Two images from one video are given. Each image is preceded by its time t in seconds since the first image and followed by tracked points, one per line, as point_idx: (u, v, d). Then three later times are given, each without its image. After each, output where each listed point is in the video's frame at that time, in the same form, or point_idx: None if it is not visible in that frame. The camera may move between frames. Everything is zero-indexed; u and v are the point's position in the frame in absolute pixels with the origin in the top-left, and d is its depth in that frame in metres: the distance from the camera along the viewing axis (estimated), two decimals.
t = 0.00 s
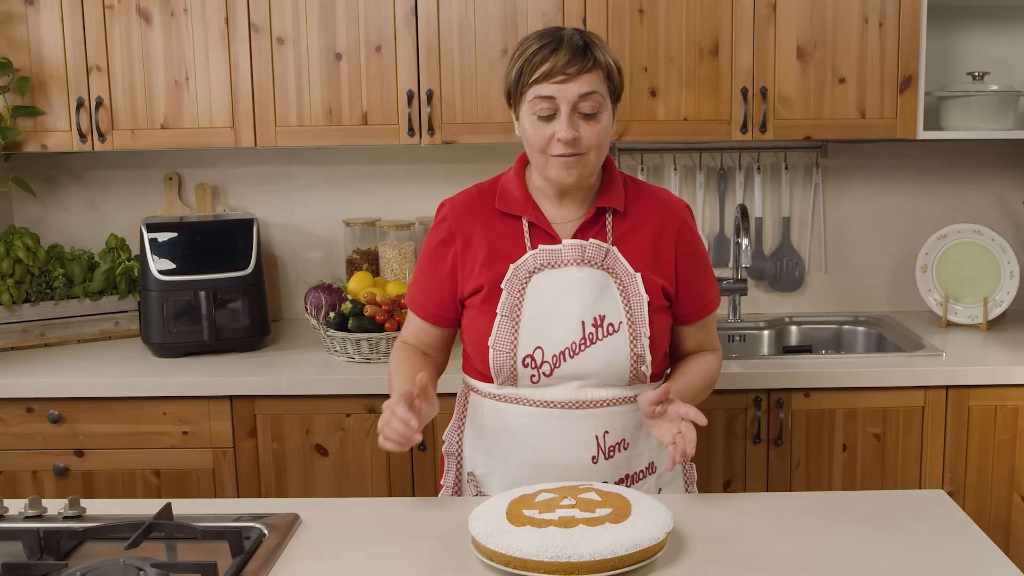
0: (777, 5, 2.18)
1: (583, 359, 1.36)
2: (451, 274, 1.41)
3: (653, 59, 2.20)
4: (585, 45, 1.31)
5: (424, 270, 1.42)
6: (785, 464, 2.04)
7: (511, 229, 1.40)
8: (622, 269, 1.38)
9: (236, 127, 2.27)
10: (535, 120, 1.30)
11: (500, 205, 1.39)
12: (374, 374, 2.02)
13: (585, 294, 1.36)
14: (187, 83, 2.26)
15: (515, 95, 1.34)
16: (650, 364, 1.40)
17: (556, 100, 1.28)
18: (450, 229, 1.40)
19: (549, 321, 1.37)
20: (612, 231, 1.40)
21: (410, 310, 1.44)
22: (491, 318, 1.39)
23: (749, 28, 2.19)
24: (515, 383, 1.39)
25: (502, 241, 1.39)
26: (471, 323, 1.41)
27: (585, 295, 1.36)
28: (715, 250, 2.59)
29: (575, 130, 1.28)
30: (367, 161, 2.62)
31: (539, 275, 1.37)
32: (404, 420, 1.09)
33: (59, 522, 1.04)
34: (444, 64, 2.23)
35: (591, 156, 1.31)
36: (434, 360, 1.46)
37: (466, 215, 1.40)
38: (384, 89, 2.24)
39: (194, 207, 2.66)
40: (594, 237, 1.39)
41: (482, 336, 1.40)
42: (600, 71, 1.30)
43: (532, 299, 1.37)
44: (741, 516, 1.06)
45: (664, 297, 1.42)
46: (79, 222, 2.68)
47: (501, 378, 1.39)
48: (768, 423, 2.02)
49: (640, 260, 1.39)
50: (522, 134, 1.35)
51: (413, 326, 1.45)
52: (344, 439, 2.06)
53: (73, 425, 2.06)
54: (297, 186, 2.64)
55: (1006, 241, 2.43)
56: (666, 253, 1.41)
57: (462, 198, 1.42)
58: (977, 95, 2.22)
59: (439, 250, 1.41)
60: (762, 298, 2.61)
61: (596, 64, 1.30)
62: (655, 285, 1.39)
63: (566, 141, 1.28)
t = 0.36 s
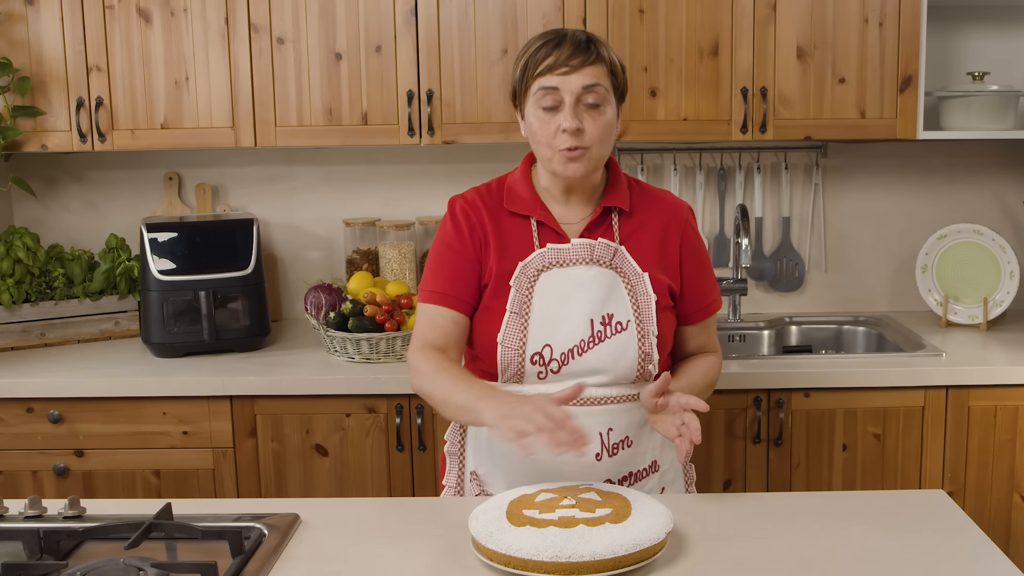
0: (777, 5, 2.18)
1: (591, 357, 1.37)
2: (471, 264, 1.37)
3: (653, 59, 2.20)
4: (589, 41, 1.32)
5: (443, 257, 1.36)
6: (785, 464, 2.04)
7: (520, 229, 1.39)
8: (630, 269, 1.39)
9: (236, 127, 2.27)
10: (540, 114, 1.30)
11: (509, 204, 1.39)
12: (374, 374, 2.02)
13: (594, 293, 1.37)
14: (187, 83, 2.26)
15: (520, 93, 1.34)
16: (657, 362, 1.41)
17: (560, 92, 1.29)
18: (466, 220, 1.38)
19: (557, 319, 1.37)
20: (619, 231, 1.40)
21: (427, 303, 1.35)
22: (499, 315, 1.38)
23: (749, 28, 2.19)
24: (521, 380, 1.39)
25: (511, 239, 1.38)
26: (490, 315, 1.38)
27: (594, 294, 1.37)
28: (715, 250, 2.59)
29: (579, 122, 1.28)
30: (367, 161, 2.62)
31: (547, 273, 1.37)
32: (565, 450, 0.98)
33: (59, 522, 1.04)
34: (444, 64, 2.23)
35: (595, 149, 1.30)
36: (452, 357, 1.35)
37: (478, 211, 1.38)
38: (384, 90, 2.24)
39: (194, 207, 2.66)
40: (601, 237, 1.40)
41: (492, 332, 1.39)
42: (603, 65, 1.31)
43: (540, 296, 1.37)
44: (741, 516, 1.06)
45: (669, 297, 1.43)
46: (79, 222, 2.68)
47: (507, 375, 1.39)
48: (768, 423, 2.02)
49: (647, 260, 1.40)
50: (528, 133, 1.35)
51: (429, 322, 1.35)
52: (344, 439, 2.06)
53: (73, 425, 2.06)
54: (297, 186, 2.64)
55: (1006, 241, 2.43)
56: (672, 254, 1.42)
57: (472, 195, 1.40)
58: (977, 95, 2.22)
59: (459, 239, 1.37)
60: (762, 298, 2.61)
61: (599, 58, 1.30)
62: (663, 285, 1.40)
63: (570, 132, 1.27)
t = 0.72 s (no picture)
0: (777, 5, 2.18)
1: (585, 356, 1.36)
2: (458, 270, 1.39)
3: (653, 59, 2.20)
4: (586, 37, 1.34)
5: (429, 266, 1.39)
6: (785, 464, 2.04)
7: (516, 229, 1.40)
8: (626, 268, 1.39)
9: (236, 127, 2.27)
10: (542, 107, 1.31)
11: (505, 204, 1.40)
12: (374, 374, 2.02)
13: (588, 292, 1.37)
14: (187, 83, 2.26)
15: (520, 89, 1.35)
16: (652, 363, 1.40)
17: (562, 84, 1.30)
18: (457, 225, 1.39)
19: (552, 318, 1.37)
20: (617, 230, 1.41)
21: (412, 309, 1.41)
22: (494, 315, 1.39)
23: (749, 28, 2.19)
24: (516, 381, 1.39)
25: (506, 239, 1.39)
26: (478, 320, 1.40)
27: (587, 293, 1.37)
28: (715, 250, 2.59)
29: (583, 112, 1.29)
30: (367, 161, 2.62)
31: (542, 273, 1.38)
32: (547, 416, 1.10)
33: (59, 522, 1.04)
34: (443, 64, 2.23)
35: (599, 140, 1.30)
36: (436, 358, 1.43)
37: (472, 213, 1.40)
38: (384, 90, 2.24)
39: (194, 207, 2.66)
40: (598, 236, 1.40)
41: (485, 334, 1.39)
42: (602, 58, 1.33)
43: (534, 295, 1.37)
44: (741, 517, 1.06)
45: (667, 297, 1.43)
46: (79, 222, 2.68)
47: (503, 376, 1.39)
48: (768, 423, 2.02)
49: (644, 259, 1.40)
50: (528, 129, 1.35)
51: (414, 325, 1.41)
52: (344, 439, 2.06)
53: (73, 425, 2.06)
54: (297, 186, 2.64)
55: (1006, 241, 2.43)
56: (670, 254, 1.42)
57: (468, 197, 1.41)
58: (977, 95, 2.22)
59: (447, 247, 1.39)
60: (762, 298, 2.61)
61: (598, 51, 1.32)
62: (659, 284, 1.40)
63: (575, 121, 1.28)
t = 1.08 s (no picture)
0: (777, 5, 2.18)
1: (586, 357, 1.37)
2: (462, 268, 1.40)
3: (653, 59, 2.20)
4: (591, 45, 1.31)
5: (432, 263, 1.39)
6: (785, 464, 2.04)
7: (519, 229, 1.40)
8: (628, 269, 1.39)
9: (236, 127, 2.27)
10: (543, 122, 1.31)
11: (507, 204, 1.40)
12: (374, 374, 2.02)
13: (590, 294, 1.37)
14: (187, 83, 2.26)
15: (522, 97, 1.33)
16: (654, 363, 1.40)
17: (564, 102, 1.29)
18: (460, 224, 1.39)
19: (553, 319, 1.37)
20: (619, 231, 1.40)
21: (414, 308, 1.40)
22: (496, 315, 1.39)
23: (749, 28, 2.19)
24: (517, 381, 1.40)
25: (508, 239, 1.39)
26: (483, 318, 1.40)
27: (589, 294, 1.37)
28: (715, 250, 2.59)
29: (583, 132, 1.29)
30: (367, 161, 2.62)
31: (544, 274, 1.38)
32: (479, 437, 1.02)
33: (59, 522, 1.04)
34: (444, 64, 2.23)
35: (599, 157, 1.31)
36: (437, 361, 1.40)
37: (475, 213, 1.40)
38: (384, 90, 2.24)
39: (194, 207, 2.66)
40: (600, 237, 1.40)
41: (486, 333, 1.40)
42: (606, 71, 1.30)
43: (536, 296, 1.37)
44: (742, 517, 1.06)
45: (669, 298, 1.43)
46: (79, 222, 2.68)
47: (504, 375, 1.40)
48: (768, 423, 2.02)
49: (646, 260, 1.40)
50: (529, 136, 1.35)
51: (415, 326, 1.40)
52: (344, 440, 2.06)
53: (73, 425, 2.06)
54: (297, 186, 2.64)
55: (1006, 241, 2.43)
56: (672, 255, 1.42)
57: (471, 197, 1.41)
58: (977, 95, 2.22)
59: (450, 246, 1.39)
60: (762, 298, 2.61)
61: (602, 65, 1.30)
62: (661, 286, 1.40)
63: (575, 143, 1.28)
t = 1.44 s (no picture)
0: (777, 5, 2.18)
1: (586, 359, 1.36)
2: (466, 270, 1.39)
3: (653, 59, 2.20)
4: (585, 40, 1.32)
5: (434, 265, 1.39)
6: (785, 464, 2.04)
7: (518, 231, 1.40)
8: (627, 270, 1.39)
9: (236, 127, 2.27)
10: (538, 115, 1.31)
11: (506, 206, 1.40)
12: (374, 374, 2.02)
13: (589, 295, 1.37)
14: (187, 83, 2.26)
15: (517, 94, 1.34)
16: (654, 365, 1.40)
17: (558, 94, 1.29)
18: (460, 225, 1.39)
19: (553, 322, 1.37)
20: (617, 232, 1.41)
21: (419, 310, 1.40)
22: (496, 318, 1.39)
23: (749, 28, 2.19)
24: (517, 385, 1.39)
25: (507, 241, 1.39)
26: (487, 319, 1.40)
27: (588, 296, 1.37)
28: (715, 250, 2.59)
29: (578, 123, 1.28)
30: (367, 161, 2.62)
31: (543, 276, 1.38)
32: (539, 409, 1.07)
33: (59, 522, 1.04)
34: (444, 64, 2.23)
35: (595, 149, 1.30)
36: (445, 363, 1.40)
37: (475, 214, 1.40)
38: (384, 89, 2.24)
39: (194, 207, 2.66)
40: (599, 238, 1.40)
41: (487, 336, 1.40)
42: (600, 65, 1.31)
43: (535, 299, 1.37)
44: (741, 517, 1.06)
45: (669, 298, 1.43)
46: (79, 222, 2.68)
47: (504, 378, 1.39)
48: (768, 423, 2.02)
49: (645, 261, 1.40)
50: (525, 133, 1.35)
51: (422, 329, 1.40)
52: (344, 440, 2.06)
53: (73, 425, 2.06)
54: (297, 186, 2.64)
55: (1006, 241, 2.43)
56: (671, 255, 1.42)
57: (469, 199, 1.41)
58: (977, 95, 2.22)
59: (453, 247, 1.39)
60: (762, 298, 2.61)
61: (596, 58, 1.30)
62: (661, 286, 1.40)
63: (570, 134, 1.27)
